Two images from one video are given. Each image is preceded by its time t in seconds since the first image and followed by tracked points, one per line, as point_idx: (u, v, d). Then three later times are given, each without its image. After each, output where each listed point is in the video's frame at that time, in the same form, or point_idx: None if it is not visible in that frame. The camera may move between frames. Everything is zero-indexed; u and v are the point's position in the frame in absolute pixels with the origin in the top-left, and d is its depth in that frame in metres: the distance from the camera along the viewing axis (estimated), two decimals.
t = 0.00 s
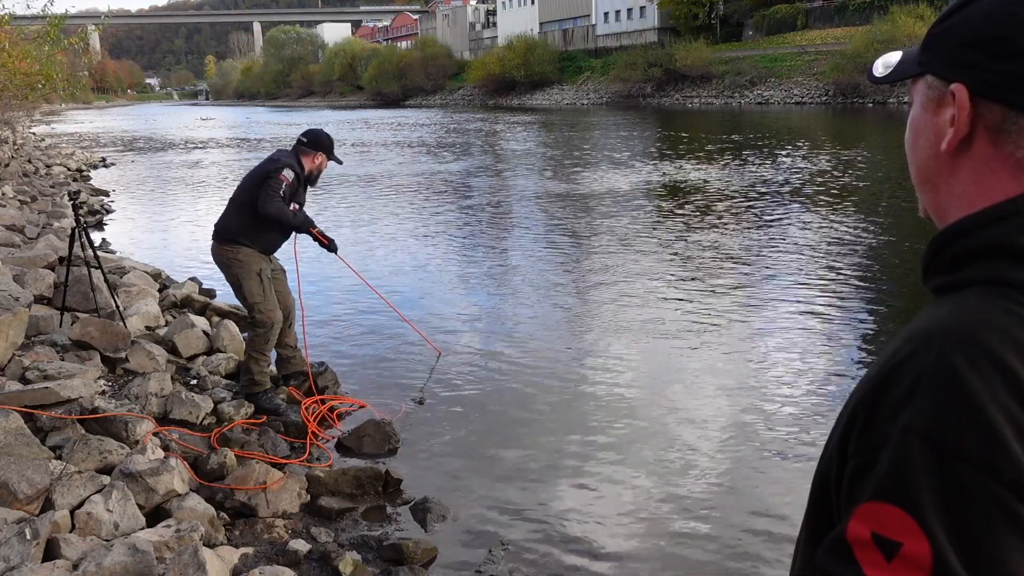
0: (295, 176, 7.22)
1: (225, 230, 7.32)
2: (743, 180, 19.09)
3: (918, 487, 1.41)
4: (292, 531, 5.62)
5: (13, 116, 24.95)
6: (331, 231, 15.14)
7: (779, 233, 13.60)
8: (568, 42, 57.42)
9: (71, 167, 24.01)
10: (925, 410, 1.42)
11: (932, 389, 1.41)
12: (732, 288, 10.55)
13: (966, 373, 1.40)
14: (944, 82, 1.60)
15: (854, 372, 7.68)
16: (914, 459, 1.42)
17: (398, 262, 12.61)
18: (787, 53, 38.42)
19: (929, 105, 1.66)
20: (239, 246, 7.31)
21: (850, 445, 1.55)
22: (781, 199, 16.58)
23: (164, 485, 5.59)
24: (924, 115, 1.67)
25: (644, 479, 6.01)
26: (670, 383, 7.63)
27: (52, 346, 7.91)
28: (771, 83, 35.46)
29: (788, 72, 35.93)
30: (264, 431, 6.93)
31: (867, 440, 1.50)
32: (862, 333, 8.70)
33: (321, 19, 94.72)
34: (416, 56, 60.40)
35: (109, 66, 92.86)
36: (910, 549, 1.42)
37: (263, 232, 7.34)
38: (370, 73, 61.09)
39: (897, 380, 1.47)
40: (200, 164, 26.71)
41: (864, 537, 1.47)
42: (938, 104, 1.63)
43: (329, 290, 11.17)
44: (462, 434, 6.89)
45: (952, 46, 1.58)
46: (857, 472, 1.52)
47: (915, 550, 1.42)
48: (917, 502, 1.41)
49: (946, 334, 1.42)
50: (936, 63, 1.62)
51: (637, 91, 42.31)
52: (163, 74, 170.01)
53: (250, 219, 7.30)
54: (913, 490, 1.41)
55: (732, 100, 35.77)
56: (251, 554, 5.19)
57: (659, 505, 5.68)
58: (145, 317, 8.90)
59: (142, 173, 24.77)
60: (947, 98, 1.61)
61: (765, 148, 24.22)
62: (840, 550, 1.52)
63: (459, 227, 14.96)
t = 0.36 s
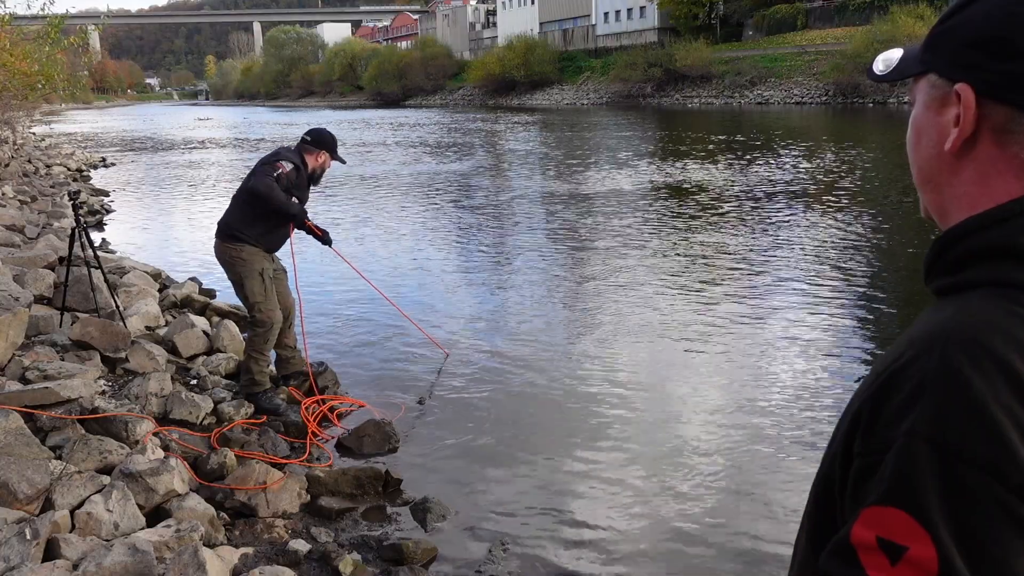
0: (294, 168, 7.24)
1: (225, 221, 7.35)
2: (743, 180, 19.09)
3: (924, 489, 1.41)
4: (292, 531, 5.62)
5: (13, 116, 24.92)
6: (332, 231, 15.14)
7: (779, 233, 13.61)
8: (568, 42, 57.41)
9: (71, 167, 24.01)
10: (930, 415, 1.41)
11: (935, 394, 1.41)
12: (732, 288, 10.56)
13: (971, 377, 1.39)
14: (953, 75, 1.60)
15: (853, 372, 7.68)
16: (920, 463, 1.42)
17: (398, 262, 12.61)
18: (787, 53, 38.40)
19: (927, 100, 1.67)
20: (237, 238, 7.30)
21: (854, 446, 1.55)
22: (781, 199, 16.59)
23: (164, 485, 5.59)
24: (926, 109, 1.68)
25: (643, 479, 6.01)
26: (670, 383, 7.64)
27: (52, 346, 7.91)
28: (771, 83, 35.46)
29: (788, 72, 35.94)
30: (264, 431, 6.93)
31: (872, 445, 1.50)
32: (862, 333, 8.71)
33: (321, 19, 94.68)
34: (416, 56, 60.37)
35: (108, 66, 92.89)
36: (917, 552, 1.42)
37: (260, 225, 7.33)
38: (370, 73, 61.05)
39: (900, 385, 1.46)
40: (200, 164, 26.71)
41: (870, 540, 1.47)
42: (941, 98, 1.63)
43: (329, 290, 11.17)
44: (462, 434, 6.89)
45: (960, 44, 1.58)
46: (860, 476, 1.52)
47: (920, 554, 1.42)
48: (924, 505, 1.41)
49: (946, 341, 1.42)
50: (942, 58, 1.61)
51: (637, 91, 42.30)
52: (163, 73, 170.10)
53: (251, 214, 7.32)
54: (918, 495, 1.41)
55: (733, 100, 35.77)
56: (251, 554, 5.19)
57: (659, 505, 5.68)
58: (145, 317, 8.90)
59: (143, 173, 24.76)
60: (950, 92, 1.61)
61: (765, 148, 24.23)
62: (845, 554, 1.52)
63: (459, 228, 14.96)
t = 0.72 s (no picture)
0: (293, 165, 7.26)
1: (224, 218, 7.35)
2: (744, 180, 19.09)
3: (924, 485, 1.40)
4: (292, 531, 5.62)
5: (13, 116, 24.92)
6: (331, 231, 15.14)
7: (780, 233, 13.60)
8: (568, 43, 57.47)
9: (71, 167, 24.02)
10: (928, 411, 1.40)
11: (935, 391, 1.40)
12: (732, 288, 10.55)
13: (969, 376, 1.39)
14: (984, 59, 1.53)
15: (853, 373, 7.67)
16: (918, 458, 1.41)
17: (398, 262, 12.60)
18: (787, 53, 38.39)
19: (938, 80, 1.59)
20: (235, 234, 7.30)
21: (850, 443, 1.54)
22: (781, 199, 16.59)
23: (164, 485, 5.59)
24: (934, 89, 1.59)
25: (643, 478, 6.01)
26: (670, 382, 7.63)
27: (52, 346, 7.91)
28: (771, 83, 35.46)
29: (788, 72, 35.92)
30: (264, 431, 6.93)
31: (869, 441, 1.49)
32: (862, 332, 8.71)
33: (321, 19, 94.69)
34: (416, 57, 60.38)
35: (108, 66, 93.11)
36: (914, 548, 1.41)
37: (256, 221, 7.30)
38: (370, 74, 61.05)
39: (899, 382, 1.46)
40: (200, 164, 26.72)
41: (866, 536, 1.45)
42: (963, 81, 1.54)
43: (329, 290, 11.18)
44: (462, 434, 6.89)
45: (995, 29, 1.50)
46: (857, 473, 1.51)
47: (917, 549, 1.41)
48: (922, 501, 1.40)
49: (946, 341, 1.41)
50: (978, 39, 1.52)
51: (637, 91, 42.32)
52: (163, 73, 170.48)
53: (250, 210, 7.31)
54: (916, 491, 1.40)
55: (732, 100, 35.79)
56: (251, 554, 5.19)
57: (659, 505, 5.68)
58: (145, 317, 8.90)
59: (143, 173, 24.77)
60: (978, 77, 1.53)
61: (765, 148, 24.24)
62: (840, 549, 1.50)
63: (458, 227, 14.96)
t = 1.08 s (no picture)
0: (292, 169, 7.26)
1: (221, 218, 7.36)
2: (743, 180, 19.09)
3: (921, 484, 1.40)
4: (292, 531, 5.62)
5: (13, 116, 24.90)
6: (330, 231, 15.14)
7: (779, 233, 13.60)
8: (568, 42, 57.43)
9: (71, 167, 24.02)
10: (925, 412, 1.40)
11: (932, 393, 1.40)
12: (732, 288, 10.56)
13: (966, 377, 1.38)
14: (978, 59, 1.53)
15: (853, 373, 7.68)
16: (915, 460, 1.40)
17: (398, 262, 12.60)
18: (787, 53, 38.39)
19: (931, 81, 1.59)
20: (230, 235, 7.30)
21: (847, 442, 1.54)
22: (781, 199, 16.59)
23: (164, 485, 5.59)
24: (927, 89, 1.59)
25: (643, 478, 6.01)
26: (670, 382, 7.64)
27: (52, 346, 7.91)
28: (771, 83, 35.46)
29: (788, 72, 35.92)
30: (264, 431, 6.93)
31: (865, 442, 1.49)
32: (862, 332, 8.72)
33: (322, 19, 94.73)
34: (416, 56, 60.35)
35: (107, 66, 93.18)
36: (911, 548, 1.41)
37: (252, 224, 7.29)
38: (370, 74, 61.05)
39: (894, 384, 1.45)
40: (199, 164, 26.72)
41: (863, 536, 1.46)
42: (956, 81, 1.55)
43: (329, 290, 11.18)
44: (462, 434, 6.89)
45: (989, 29, 1.49)
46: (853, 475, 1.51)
47: (916, 549, 1.41)
48: (920, 502, 1.40)
49: (943, 342, 1.41)
50: (970, 39, 1.52)
51: (637, 91, 42.30)
52: (162, 73, 170.49)
53: (247, 213, 7.30)
54: (914, 494, 1.40)
55: (733, 100, 35.79)
56: (252, 554, 5.19)
57: (660, 505, 5.68)
58: (145, 317, 8.90)
59: (143, 173, 24.77)
60: (972, 78, 1.53)
61: (765, 148, 24.24)
62: (839, 549, 1.50)
63: (458, 227, 14.96)
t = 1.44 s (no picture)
0: (287, 165, 7.27)
1: (219, 218, 7.35)
2: (743, 180, 19.10)
3: (921, 485, 1.40)
4: (292, 531, 5.62)
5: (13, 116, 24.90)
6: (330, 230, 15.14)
7: (778, 233, 13.61)
8: (569, 43, 57.41)
9: (71, 167, 24.02)
10: (924, 412, 1.40)
11: (930, 392, 1.40)
12: (731, 288, 10.56)
13: (965, 378, 1.38)
14: (966, 62, 1.53)
15: (852, 373, 7.68)
16: (916, 458, 1.40)
17: (398, 262, 12.60)
18: (787, 53, 38.40)
19: (921, 85, 1.60)
20: (229, 234, 7.29)
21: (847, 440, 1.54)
22: (781, 199, 16.60)
23: (164, 485, 5.59)
24: (919, 91, 1.60)
25: (644, 478, 6.01)
26: (670, 382, 7.64)
27: (51, 346, 7.91)
28: (772, 83, 35.47)
29: (788, 72, 35.92)
30: (264, 431, 6.93)
31: (863, 443, 1.49)
32: (861, 332, 8.72)
33: (321, 18, 94.62)
34: (415, 56, 60.33)
35: (107, 66, 93.24)
36: (910, 548, 1.41)
37: (250, 222, 7.27)
38: (370, 74, 61.06)
39: (892, 386, 1.45)
40: (199, 164, 26.71)
41: (863, 536, 1.45)
42: (945, 84, 1.55)
43: (329, 290, 11.18)
44: (462, 434, 6.89)
45: (974, 33, 1.50)
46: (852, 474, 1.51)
47: (914, 549, 1.40)
48: (919, 502, 1.40)
49: (944, 344, 1.40)
50: (956, 43, 1.53)
51: (637, 91, 42.31)
52: (161, 73, 170.51)
53: (245, 212, 7.29)
54: (911, 493, 1.40)
55: (733, 100, 35.80)
56: (252, 554, 5.19)
57: (659, 504, 5.68)
58: (145, 317, 8.90)
59: (143, 173, 24.77)
60: (961, 81, 1.54)
61: (765, 148, 24.25)
62: (837, 550, 1.50)
63: (458, 227, 14.97)
